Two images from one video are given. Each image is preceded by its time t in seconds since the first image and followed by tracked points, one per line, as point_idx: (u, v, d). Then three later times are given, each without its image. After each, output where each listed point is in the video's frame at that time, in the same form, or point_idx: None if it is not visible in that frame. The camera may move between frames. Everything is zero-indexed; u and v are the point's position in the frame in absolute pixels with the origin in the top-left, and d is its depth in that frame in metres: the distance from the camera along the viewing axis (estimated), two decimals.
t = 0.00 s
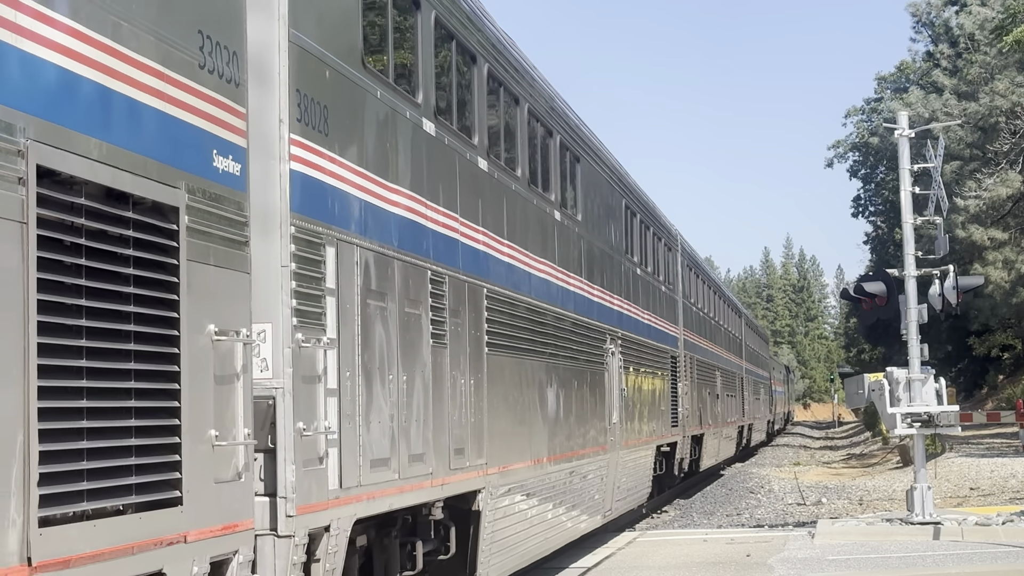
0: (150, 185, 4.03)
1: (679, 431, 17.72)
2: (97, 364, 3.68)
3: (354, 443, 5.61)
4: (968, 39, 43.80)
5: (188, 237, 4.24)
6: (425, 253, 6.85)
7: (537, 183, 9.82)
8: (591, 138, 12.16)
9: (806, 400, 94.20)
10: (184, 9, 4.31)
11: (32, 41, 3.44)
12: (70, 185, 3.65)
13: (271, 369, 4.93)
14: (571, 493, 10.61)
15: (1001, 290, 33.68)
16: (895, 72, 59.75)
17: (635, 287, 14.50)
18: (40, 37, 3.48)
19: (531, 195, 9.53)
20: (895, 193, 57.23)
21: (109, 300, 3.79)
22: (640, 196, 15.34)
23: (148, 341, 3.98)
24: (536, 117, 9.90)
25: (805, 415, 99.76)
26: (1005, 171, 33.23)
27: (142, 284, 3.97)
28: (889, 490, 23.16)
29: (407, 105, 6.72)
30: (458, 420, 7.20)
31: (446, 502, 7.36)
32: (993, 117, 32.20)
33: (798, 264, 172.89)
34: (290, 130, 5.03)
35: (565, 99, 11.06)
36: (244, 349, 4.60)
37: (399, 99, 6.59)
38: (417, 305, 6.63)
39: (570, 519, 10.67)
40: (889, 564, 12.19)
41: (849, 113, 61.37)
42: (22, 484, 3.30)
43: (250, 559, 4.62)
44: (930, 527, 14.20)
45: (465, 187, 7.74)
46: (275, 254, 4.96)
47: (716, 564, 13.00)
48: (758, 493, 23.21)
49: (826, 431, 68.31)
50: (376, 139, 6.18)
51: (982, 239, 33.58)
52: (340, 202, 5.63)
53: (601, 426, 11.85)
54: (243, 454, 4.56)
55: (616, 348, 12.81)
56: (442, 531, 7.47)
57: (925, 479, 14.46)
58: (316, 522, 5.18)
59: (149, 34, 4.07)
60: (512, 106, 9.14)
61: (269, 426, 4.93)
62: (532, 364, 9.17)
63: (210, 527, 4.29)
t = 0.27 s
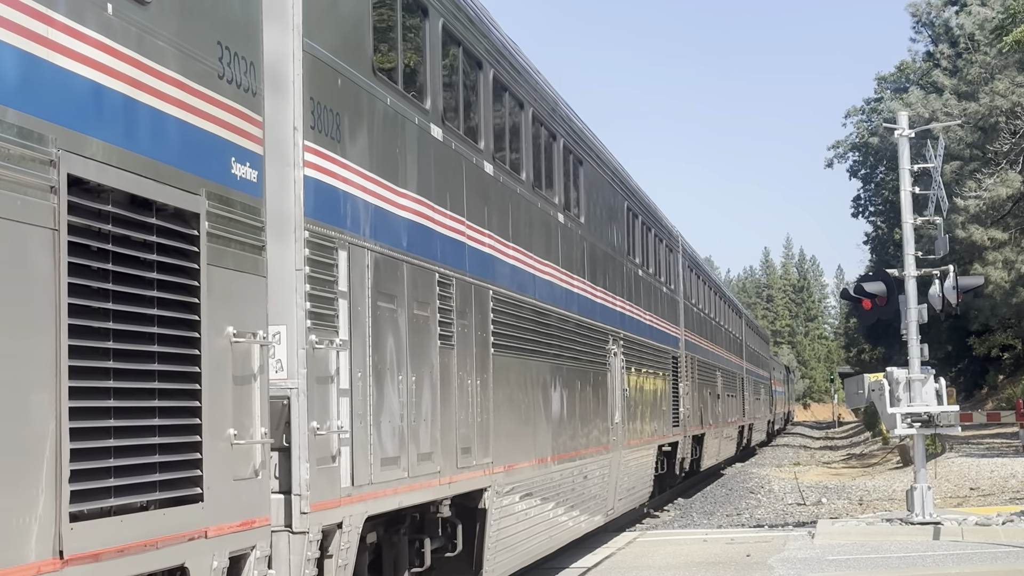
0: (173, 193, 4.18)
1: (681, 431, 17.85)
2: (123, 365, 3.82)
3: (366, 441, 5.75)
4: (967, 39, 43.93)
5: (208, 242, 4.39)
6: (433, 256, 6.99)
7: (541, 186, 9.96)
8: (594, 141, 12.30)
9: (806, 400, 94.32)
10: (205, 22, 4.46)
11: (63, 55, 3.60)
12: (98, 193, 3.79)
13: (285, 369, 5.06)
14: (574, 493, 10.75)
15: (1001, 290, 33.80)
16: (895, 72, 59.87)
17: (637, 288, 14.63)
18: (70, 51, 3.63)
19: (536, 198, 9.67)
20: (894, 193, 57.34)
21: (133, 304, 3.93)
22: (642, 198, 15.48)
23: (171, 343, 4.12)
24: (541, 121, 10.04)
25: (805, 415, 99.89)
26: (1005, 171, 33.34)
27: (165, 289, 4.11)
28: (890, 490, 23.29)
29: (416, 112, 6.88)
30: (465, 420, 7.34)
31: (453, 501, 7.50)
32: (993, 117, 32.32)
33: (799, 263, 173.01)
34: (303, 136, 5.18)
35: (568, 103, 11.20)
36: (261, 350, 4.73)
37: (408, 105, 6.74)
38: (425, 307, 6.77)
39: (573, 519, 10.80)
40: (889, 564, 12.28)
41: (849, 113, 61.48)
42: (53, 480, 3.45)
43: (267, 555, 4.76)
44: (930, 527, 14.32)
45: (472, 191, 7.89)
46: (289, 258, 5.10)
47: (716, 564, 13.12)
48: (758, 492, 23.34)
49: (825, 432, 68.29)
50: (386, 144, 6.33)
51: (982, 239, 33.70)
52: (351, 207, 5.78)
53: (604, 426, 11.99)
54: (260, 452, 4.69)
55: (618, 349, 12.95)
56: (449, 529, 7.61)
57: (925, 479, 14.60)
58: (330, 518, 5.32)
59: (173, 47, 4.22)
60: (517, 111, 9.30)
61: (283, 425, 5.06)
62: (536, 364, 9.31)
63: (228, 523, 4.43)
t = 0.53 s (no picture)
0: (192, 199, 4.30)
1: (682, 430, 17.97)
2: (146, 366, 3.96)
3: (375, 440, 5.88)
4: (967, 39, 44.04)
5: (225, 246, 4.52)
6: (440, 258, 7.12)
7: (545, 188, 10.09)
8: (596, 144, 12.43)
9: (806, 400, 94.43)
10: (223, 33, 4.59)
11: (89, 67, 3.74)
12: (121, 199, 3.92)
13: (298, 370, 5.18)
14: (577, 493, 10.86)
15: (1001, 290, 33.89)
16: (895, 72, 59.98)
17: (638, 289, 14.76)
18: (95, 63, 3.77)
19: (540, 201, 9.80)
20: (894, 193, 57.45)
21: (155, 307, 4.06)
22: (643, 200, 15.62)
23: (191, 345, 4.25)
24: (544, 124, 10.18)
25: (805, 415, 100.01)
26: (1005, 171, 33.45)
27: (185, 292, 4.24)
28: (890, 490, 23.41)
29: (424, 117, 7.02)
30: (471, 419, 7.47)
31: (459, 499, 7.63)
32: (994, 117, 32.44)
33: (799, 263, 173.10)
34: (316, 143, 5.30)
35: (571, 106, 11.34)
36: (275, 351, 4.86)
37: (416, 111, 6.88)
38: (433, 308, 6.90)
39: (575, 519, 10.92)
40: (889, 564, 12.35)
41: (849, 113, 61.60)
42: (81, 476, 3.59)
43: (281, 551, 4.89)
44: (930, 527, 14.44)
45: (477, 195, 8.02)
46: (302, 261, 5.22)
47: (716, 564, 13.23)
48: (758, 492, 23.47)
49: (825, 432, 68.41)
50: (394, 149, 6.46)
51: (982, 238, 33.81)
52: (361, 211, 5.91)
53: (606, 426, 12.12)
54: (274, 451, 4.82)
55: (620, 349, 13.07)
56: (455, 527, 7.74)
57: (925, 479, 14.72)
58: (341, 515, 5.45)
59: (193, 58, 4.35)
60: (522, 115, 9.44)
61: (296, 425, 5.18)
62: (540, 365, 9.44)
63: (245, 520, 4.56)
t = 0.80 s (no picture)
0: (209, 204, 4.42)
1: (683, 430, 18.09)
2: (164, 366, 4.08)
3: (384, 439, 6.00)
4: (967, 40, 44.15)
5: (240, 250, 4.64)
6: (447, 260, 7.25)
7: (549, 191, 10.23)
8: (599, 146, 12.57)
9: (806, 400, 94.56)
10: (238, 42, 4.72)
11: (112, 78, 3.86)
12: (142, 205, 4.05)
13: (310, 371, 5.29)
14: (579, 492, 10.96)
15: (1001, 290, 33.99)
16: (895, 72, 60.09)
17: (640, 290, 14.89)
18: (118, 74, 3.90)
19: (543, 203, 9.93)
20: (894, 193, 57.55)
21: (174, 308, 4.18)
22: (644, 202, 15.74)
23: (208, 345, 4.37)
24: (547, 128, 10.31)
25: (805, 415, 100.13)
26: (1005, 171, 33.56)
27: (202, 295, 4.36)
28: (889, 490, 23.53)
29: (430, 122, 7.15)
30: (477, 419, 7.59)
31: (465, 498, 7.75)
32: (994, 117, 32.56)
33: (799, 263, 173.18)
34: (327, 148, 5.43)
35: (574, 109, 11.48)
36: (288, 352, 4.98)
37: (423, 116, 7.01)
38: (440, 310, 7.03)
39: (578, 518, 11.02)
40: (889, 564, 12.43)
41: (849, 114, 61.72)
42: (105, 474, 3.71)
43: (293, 547, 5.01)
44: (930, 526, 14.55)
45: (483, 198, 8.16)
46: (313, 265, 5.35)
47: (717, 564, 13.33)
48: (758, 492, 23.58)
49: (825, 433, 68.54)
50: (403, 154, 6.60)
51: (982, 239, 33.93)
52: (371, 215, 6.03)
53: (608, 425, 12.23)
54: (287, 450, 4.94)
55: (622, 349, 13.20)
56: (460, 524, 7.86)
57: (925, 479, 14.85)
58: (351, 512, 5.57)
59: (211, 68, 4.48)
60: (526, 119, 9.57)
61: (308, 424, 5.29)
62: (543, 365, 9.56)
63: (260, 516, 4.67)
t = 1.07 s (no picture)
0: (224, 209, 4.54)
1: (683, 430, 18.21)
2: (182, 368, 4.19)
3: (393, 438, 6.11)
4: (968, 39, 44.25)
5: (254, 253, 4.76)
6: (453, 263, 7.36)
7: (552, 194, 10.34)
8: (601, 149, 12.68)
9: (806, 400, 94.66)
10: (252, 50, 4.83)
11: (132, 87, 3.98)
12: (161, 211, 4.16)
13: (320, 371, 5.40)
14: (582, 492, 11.06)
15: (1001, 290, 34.09)
16: (895, 72, 60.19)
17: (641, 291, 14.99)
18: (137, 82, 4.01)
19: (546, 206, 10.04)
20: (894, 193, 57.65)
21: (192, 311, 4.29)
22: (646, 204, 15.84)
23: (223, 347, 4.48)
24: (550, 131, 10.42)
25: (805, 415, 100.26)
26: (1005, 171, 33.67)
27: (218, 298, 4.47)
28: (889, 490, 23.62)
29: (437, 126, 7.26)
30: (482, 419, 7.70)
31: (470, 497, 7.86)
32: (993, 117, 32.65)
33: (799, 263, 173.26)
34: (337, 153, 5.55)
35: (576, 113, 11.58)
36: (300, 353, 5.09)
37: (430, 121, 7.12)
38: (446, 311, 7.14)
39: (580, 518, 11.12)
40: (889, 563, 12.51)
41: (849, 114, 61.82)
42: (126, 472, 3.83)
43: (305, 545, 5.12)
44: (930, 526, 14.65)
45: (487, 201, 8.27)
46: (324, 268, 5.46)
47: (717, 564, 13.42)
48: (759, 492, 23.69)
49: (825, 433, 68.64)
50: (410, 158, 6.71)
51: (982, 239, 34.03)
52: (379, 219, 6.14)
53: (610, 425, 12.34)
54: (299, 448, 5.05)
55: (623, 350, 13.31)
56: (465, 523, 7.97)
57: (925, 479, 14.95)
58: (361, 511, 5.68)
59: (226, 75, 4.59)
60: (529, 122, 9.68)
61: (318, 424, 5.40)
62: (547, 365, 9.67)
63: (273, 514, 4.79)
